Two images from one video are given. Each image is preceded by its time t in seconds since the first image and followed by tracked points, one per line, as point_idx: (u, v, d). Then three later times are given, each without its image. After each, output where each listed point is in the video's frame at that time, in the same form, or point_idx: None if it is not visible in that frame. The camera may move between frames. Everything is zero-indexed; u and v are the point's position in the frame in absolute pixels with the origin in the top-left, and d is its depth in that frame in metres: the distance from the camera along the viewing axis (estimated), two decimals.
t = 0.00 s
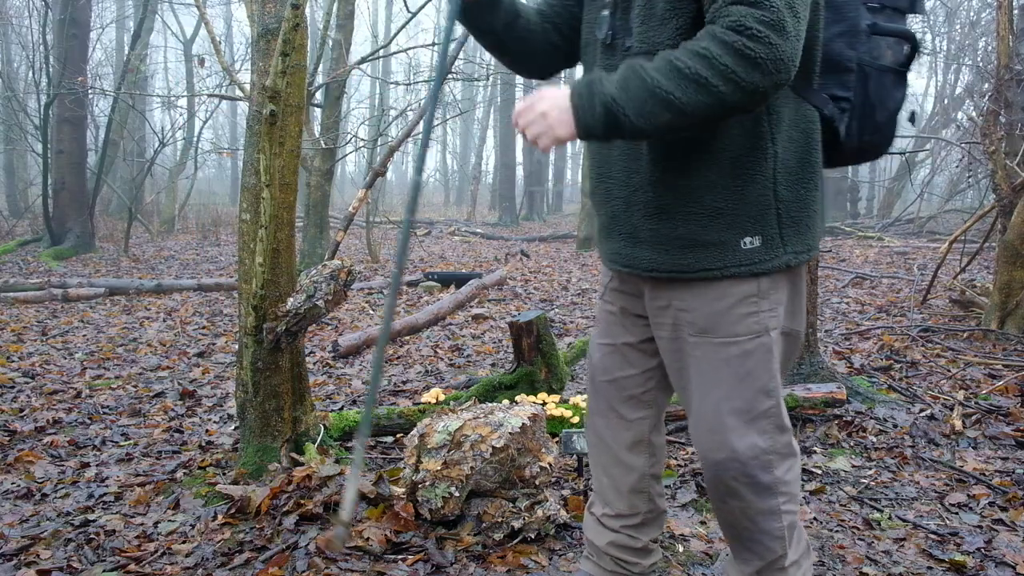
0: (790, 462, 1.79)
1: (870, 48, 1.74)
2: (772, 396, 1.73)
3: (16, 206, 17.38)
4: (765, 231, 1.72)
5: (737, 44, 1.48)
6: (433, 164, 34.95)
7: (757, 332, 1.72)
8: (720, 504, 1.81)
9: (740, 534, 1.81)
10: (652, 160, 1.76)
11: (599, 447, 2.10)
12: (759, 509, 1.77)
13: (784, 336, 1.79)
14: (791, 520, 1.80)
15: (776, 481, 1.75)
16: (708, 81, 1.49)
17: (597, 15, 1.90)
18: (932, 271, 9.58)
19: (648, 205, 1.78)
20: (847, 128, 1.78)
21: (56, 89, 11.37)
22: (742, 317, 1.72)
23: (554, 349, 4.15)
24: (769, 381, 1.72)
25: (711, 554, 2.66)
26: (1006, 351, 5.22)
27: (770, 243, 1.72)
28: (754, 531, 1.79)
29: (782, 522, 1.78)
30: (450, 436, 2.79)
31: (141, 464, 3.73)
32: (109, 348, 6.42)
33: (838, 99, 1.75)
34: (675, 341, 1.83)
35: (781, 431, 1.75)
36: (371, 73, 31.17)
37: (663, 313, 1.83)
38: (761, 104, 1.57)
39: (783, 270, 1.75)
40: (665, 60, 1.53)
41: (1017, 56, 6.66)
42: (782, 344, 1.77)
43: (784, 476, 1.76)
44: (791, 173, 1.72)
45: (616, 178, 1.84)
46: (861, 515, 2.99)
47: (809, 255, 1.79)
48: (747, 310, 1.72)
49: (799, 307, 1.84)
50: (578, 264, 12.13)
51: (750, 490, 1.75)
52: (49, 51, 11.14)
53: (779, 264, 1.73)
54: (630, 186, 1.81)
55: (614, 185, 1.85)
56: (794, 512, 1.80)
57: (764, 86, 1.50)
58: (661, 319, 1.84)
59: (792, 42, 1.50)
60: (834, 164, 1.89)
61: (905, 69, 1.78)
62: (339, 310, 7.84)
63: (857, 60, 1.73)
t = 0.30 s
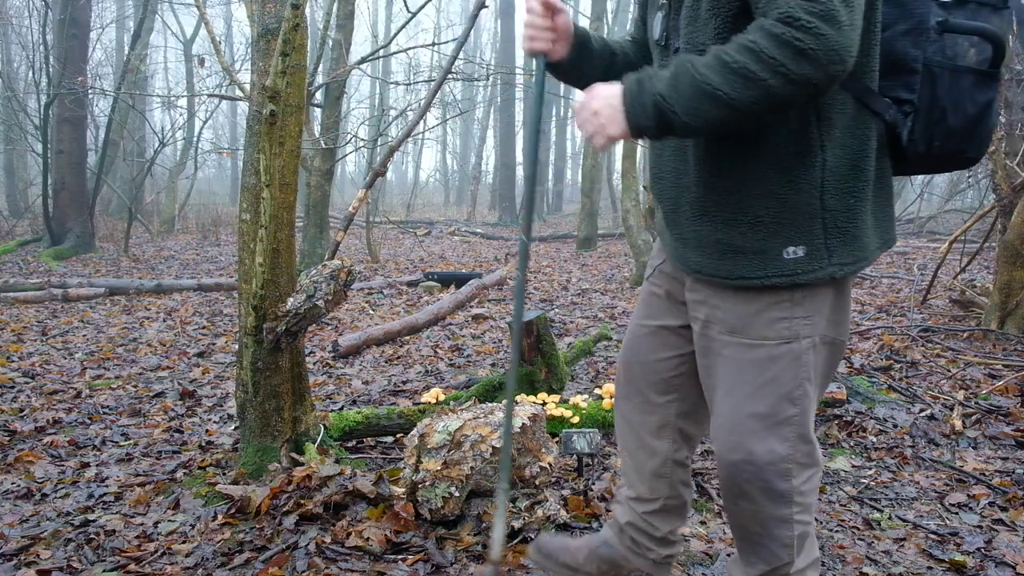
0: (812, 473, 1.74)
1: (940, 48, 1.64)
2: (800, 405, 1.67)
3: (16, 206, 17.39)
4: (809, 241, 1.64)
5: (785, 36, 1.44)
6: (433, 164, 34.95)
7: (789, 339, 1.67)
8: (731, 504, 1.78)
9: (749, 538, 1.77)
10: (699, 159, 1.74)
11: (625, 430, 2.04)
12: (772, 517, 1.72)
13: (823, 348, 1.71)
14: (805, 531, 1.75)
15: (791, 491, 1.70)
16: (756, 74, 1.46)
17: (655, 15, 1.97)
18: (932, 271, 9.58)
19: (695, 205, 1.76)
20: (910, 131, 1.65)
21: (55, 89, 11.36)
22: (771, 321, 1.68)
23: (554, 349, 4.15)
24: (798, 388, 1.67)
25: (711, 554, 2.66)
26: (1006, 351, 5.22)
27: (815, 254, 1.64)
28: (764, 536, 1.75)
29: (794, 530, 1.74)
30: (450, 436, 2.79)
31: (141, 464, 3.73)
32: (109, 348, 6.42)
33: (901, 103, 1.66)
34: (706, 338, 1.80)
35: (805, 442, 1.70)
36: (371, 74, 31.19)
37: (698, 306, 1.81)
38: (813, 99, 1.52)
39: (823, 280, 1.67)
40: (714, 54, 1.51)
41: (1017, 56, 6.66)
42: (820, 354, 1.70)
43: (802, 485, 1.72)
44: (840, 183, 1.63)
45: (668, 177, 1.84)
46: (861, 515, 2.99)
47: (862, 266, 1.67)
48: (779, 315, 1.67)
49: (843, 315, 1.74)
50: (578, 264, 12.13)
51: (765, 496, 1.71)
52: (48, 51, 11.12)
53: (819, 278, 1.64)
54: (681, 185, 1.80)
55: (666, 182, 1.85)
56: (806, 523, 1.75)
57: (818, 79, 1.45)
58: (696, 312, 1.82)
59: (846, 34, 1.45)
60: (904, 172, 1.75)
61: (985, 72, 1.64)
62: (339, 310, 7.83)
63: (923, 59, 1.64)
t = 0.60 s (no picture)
0: (825, 476, 1.74)
1: (966, 40, 1.59)
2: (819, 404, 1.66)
3: (16, 206, 17.39)
4: (838, 238, 1.64)
5: (804, 50, 1.46)
6: (433, 164, 34.96)
7: (808, 336, 1.67)
8: (742, 500, 1.80)
9: (755, 535, 1.79)
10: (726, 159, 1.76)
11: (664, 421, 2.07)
12: (781, 515, 1.74)
13: (847, 348, 1.69)
14: (813, 533, 1.75)
15: (802, 490, 1.71)
16: (785, 93, 1.48)
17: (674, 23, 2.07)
18: (932, 271, 9.58)
19: (723, 206, 1.79)
20: (936, 128, 1.63)
21: (56, 89, 11.35)
22: (792, 318, 1.68)
23: (555, 349, 4.14)
24: (819, 386, 1.67)
25: (711, 555, 2.66)
26: (1006, 351, 5.22)
27: (843, 250, 1.63)
28: (770, 534, 1.77)
29: (802, 532, 1.75)
30: (450, 436, 2.77)
31: (141, 464, 3.73)
32: (108, 348, 6.42)
33: (926, 100, 1.62)
34: (730, 335, 1.81)
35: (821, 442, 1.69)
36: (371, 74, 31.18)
37: (726, 302, 1.84)
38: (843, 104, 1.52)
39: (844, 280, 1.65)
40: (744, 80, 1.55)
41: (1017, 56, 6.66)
42: (845, 354, 1.68)
43: (814, 485, 1.71)
44: (870, 177, 1.61)
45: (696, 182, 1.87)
46: (861, 515, 2.99)
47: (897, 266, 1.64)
48: (800, 313, 1.68)
49: (872, 321, 1.72)
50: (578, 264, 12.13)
51: (776, 495, 1.73)
52: (48, 51, 11.12)
53: (844, 276, 1.63)
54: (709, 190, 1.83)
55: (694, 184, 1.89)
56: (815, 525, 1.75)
57: (846, 83, 1.46)
58: (724, 306, 1.85)
59: (870, 36, 1.45)
60: (936, 164, 1.72)
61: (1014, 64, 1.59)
62: (339, 310, 7.83)
63: (947, 55, 1.60)
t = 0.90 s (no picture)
0: (820, 472, 1.91)
1: (966, 49, 1.72)
2: (806, 394, 1.85)
3: (16, 206, 17.40)
4: (816, 234, 1.81)
5: (749, 61, 1.68)
6: (432, 164, 34.92)
7: (797, 330, 1.85)
8: (740, 493, 1.98)
9: (753, 532, 1.97)
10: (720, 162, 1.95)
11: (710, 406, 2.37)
12: (777, 510, 1.92)
13: (836, 340, 1.87)
14: (808, 528, 1.93)
15: (796, 485, 1.89)
16: (728, 96, 1.71)
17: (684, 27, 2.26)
18: (932, 271, 9.59)
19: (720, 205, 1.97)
20: (933, 133, 1.79)
21: (55, 89, 11.34)
22: (784, 313, 1.86)
23: (555, 349, 4.15)
24: (807, 377, 1.84)
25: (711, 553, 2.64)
26: (1006, 351, 5.22)
27: (823, 247, 1.80)
28: (768, 528, 1.95)
29: (798, 528, 1.92)
30: (449, 436, 2.76)
31: (141, 464, 3.73)
32: (109, 348, 6.42)
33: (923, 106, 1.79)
34: (730, 330, 1.99)
35: (810, 433, 1.87)
36: (371, 74, 31.17)
37: (726, 299, 2.02)
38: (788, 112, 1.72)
39: (832, 278, 1.82)
40: (703, 78, 1.79)
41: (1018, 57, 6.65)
42: (831, 346, 1.86)
43: (807, 480, 1.90)
44: (842, 180, 1.78)
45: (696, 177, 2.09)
46: (860, 515, 2.99)
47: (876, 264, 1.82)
48: (790, 310, 1.86)
49: (863, 314, 1.89)
50: (578, 264, 12.12)
51: (770, 489, 1.91)
52: (48, 51, 11.12)
53: (827, 272, 1.80)
54: (707, 189, 2.06)
55: (699, 185, 2.09)
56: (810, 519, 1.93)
57: (782, 96, 1.67)
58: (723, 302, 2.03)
59: (819, 55, 1.64)
60: (942, 169, 1.88)
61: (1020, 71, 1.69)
62: (339, 310, 7.83)
63: (948, 62, 1.75)
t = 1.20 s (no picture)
0: (813, 460, 2.02)
1: (934, 65, 1.81)
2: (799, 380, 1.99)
3: (16, 206, 17.40)
4: (807, 233, 1.95)
5: (764, 74, 1.80)
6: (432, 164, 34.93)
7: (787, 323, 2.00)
8: (738, 473, 2.11)
9: (747, 512, 2.09)
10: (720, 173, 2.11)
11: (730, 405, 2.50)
12: (768, 489, 2.03)
13: (824, 334, 2.00)
14: (800, 513, 2.02)
15: (789, 468, 2.01)
16: (750, 111, 1.83)
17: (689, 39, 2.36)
18: (932, 271, 9.59)
19: (722, 212, 2.13)
20: (907, 142, 1.89)
21: (55, 89, 11.34)
22: (775, 307, 2.01)
23: (555, 349, 4.14)
24: (797, 365, 1.99)
25: (711, 554, 2.64)
26: (1006, 351, 5.22)
27: (813, 245, 1.94)
28: (762, 509, 2.05)
29: (789, 513, 2.02)
30: (449, 436, 2.76)
31: (141, 464, 3.73)
32: (108, 348, 6.42)
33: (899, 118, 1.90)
34: (731, 324, 2.14)
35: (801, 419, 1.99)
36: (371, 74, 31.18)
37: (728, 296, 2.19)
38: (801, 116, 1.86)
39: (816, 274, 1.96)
40: (722, 99, 1.91)
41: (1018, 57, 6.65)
42: (821, 337, 1.99)
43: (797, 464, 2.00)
44: (831, 182, 1.92)
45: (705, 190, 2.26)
46: (861, 514, 2.99)
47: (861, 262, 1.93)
48: (777, 301, 2.01)
49: (850, 310, 2.01)
50: (578, 264, 12.12)
51: (762, 470, 2.04)
52: (48, 51, 11.11)
53: (814, 269, 1.94)
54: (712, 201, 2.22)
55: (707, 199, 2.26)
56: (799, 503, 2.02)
57: (799, 100, 1.79)
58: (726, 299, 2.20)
59: (821, 63, 1.77)
60: (924, 176, 1.96)
61: (988, 84, 1.74)
62: (339, 310, 7.83)
63: (918, 77, 1.84)
